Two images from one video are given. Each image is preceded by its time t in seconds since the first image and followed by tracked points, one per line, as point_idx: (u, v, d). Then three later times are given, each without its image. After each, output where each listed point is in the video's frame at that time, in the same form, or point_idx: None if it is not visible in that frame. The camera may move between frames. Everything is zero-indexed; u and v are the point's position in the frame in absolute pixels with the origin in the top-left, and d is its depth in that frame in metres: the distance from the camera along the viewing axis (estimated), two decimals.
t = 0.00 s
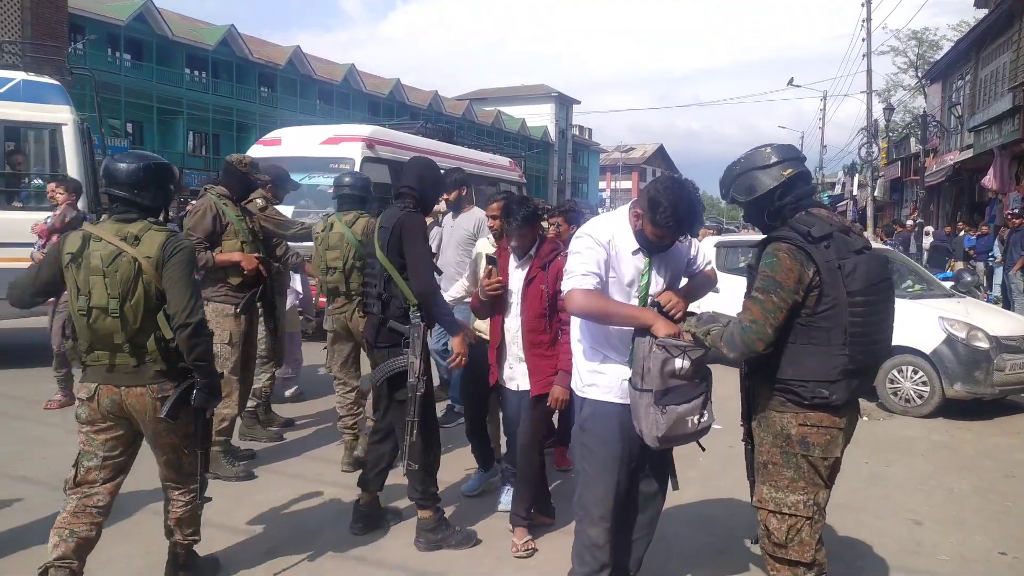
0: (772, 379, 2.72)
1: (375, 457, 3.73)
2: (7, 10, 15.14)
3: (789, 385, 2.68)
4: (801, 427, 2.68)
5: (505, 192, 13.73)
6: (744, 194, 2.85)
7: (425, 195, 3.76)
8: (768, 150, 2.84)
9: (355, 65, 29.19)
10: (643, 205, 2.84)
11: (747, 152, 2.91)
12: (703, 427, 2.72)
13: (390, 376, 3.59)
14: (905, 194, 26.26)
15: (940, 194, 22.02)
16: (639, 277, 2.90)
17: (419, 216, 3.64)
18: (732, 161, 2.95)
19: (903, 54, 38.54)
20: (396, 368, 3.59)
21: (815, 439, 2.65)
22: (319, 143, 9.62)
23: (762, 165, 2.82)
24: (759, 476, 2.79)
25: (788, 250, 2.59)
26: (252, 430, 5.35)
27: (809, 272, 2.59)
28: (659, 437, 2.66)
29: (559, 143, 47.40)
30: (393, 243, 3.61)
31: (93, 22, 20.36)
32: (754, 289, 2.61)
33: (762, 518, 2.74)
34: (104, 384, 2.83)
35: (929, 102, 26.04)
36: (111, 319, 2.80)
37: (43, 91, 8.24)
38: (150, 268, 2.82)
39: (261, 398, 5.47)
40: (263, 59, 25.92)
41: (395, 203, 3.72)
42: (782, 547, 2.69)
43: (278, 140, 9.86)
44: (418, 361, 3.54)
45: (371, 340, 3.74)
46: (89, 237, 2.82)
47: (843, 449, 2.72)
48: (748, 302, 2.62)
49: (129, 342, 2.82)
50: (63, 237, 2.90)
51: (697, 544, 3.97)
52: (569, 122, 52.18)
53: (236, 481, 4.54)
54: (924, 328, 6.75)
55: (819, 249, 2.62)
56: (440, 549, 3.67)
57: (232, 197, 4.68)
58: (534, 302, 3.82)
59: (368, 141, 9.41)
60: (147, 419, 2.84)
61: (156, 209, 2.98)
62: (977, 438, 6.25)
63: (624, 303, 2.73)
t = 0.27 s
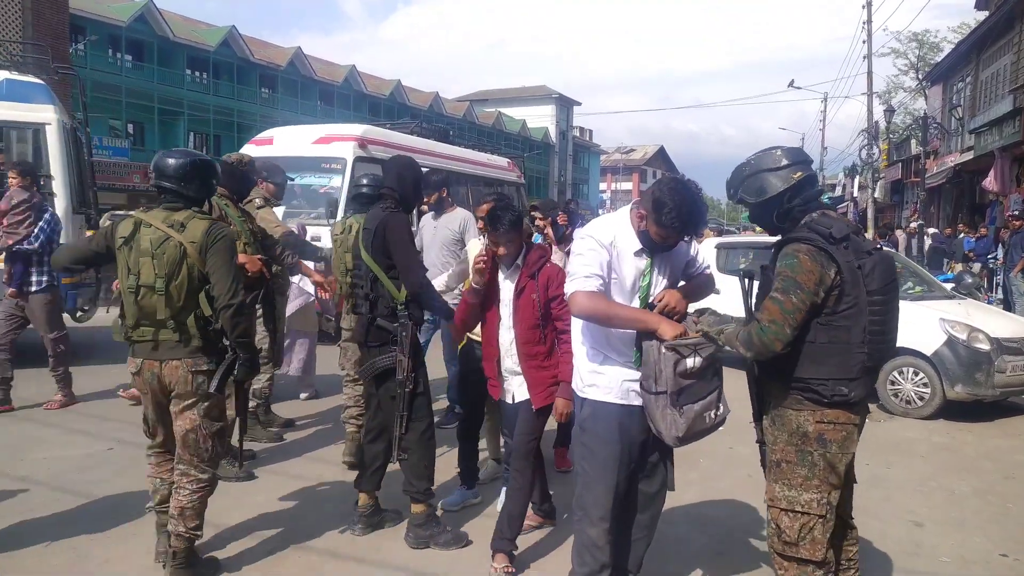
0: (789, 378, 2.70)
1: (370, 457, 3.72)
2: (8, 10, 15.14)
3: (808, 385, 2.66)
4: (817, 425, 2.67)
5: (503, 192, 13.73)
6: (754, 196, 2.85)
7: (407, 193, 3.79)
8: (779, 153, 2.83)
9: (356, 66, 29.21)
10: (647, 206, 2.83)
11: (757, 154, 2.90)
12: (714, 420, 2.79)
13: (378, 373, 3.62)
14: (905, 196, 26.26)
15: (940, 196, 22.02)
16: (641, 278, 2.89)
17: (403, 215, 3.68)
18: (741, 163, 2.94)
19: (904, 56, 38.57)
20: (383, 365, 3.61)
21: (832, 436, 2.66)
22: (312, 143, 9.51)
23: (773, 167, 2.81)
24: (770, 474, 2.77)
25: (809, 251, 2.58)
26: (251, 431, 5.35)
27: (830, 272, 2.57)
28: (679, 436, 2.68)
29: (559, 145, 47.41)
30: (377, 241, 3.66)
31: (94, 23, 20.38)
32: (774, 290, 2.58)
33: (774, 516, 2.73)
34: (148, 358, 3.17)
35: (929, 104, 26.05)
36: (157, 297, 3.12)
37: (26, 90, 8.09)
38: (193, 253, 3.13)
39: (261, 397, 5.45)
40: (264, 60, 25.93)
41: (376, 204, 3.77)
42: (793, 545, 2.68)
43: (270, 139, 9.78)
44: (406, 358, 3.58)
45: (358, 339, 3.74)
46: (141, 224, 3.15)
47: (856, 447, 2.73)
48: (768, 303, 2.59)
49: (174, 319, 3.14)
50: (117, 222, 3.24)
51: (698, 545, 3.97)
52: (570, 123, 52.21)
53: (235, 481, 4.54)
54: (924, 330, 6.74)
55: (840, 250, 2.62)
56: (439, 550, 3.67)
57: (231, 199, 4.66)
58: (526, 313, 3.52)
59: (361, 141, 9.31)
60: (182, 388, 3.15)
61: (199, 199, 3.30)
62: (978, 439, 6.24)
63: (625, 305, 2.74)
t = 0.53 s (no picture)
0: (806, 370, 2.68)
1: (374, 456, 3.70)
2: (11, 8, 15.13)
3: (826, 375, 2.64)
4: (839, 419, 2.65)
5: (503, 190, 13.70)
6: (761, 197, 2.83)
7: (414, 191, 3.81)
8: (786, 155, 2.83)
9: (359, 65, 29.20)
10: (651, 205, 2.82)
11: (764, 157, 2.89)
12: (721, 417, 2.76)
13: (388, 371, 3.63)
14: (909, 195, 26.20)
15: (944, 195, 21.97)
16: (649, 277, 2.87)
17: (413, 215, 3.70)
18: (748, 167, 2.93)
19: (907, 55, 38.49)
20: (395, 363, 3.63)
21: (853, 430, 2.64)
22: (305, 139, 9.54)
23: (780, 169, 2.80)
24: (789, 470, 2.75)
25: (817, 239, 2.56)
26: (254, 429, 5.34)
27: (840, 260, 2.56)
28: (678, 429, 2.66)
29: (562, 144, 47.38)
30: (387, 240, 3.66)
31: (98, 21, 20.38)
32: (776, 267, 2.60)
33: (793, 511, 2.71)
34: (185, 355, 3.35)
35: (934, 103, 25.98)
36: (186, 302, 3.27)
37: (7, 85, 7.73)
38: (215, 258, 3.26)
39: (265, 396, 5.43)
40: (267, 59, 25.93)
41: (387, 204, 3.76)
42: (811, 540, 2.66)
43: (264, 137, 9.67)
44: (416, 357, 3.61)
45: (363, 337, 3.72)
46: (168, 234, 3.31)
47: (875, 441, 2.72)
48: (767, 278, 2.61)
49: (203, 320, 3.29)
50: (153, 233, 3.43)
51: (701, 544, 3.95)
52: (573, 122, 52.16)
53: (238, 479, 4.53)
54: (929, 329, 6.72)
55: (852, 240, 2.63)
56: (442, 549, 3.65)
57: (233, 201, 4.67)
58: (515, 318, 3.14)
59: (356, 138, 9.37)
60: (216, 383, 3.31)
61: (225, 209, 3.43)
62: (982, 439, 6.22)
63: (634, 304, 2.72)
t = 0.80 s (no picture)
0: (808, 364, 2.69)
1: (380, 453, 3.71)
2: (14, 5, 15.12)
3: (826, 367, 2.64)
4: (840, 413, 2.66)
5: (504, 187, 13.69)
6: (750, 201, 2.84)
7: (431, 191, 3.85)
8: (774, 160, 2.83)
9: (361, 62, 29.19)
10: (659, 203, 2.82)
11: (753, 163, 2.90)
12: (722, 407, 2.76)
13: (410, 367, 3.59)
14: (913, 192, 26.15)
15: (948, 193, 21.93)
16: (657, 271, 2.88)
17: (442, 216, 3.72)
18: (738, 174, 2.94)
19: (911, 52, 38.42)
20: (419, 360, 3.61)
21: (854, 424, 2.64)
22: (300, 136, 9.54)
23: (768, 172, 2.81)
24: (790, 465, 2.76)
25: (815, 234, 2.58)
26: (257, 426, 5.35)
27: (837, 254, 2.57)
28: (678, 418, 2.67)
29: (565, 141, 47.32)
30: (415, 238, 3.65)
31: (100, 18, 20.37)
32: (779, 262, 2.59)
33: (793, 506, 2.71)
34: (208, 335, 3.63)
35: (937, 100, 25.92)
36: (206, 284, 3.59)
37: None
38: (232, 243, 3.58)
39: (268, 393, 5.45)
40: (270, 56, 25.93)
41: (411, 203, 3.77)
42: (812, 533, 2.66)
43: (260, 134, 9.73)
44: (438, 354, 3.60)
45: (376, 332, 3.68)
46: (192, 224, 3.63)
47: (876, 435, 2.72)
48: (774, 273, 2.59)
49: (223, 302, 3.60)
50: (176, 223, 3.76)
51: (704, 542, 3.96)
52: (576, 120, 52.12)
53: (241, 476, 4.53)
54: (931, 327, 6.72)
55: (847, 234, 2.64)
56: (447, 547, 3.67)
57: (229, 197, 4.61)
58: (505, 316, 2.82)
59: (351, 134, 9.35)
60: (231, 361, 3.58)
61: (245, 199, 3.75)
62: (984, 437, 6.22)
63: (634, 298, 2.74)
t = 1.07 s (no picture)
0: (802, 363, 2.69)
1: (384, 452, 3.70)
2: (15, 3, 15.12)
3: (819, 366, 2.64)
4: (833, 411, 2.66)
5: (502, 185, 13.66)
6: (743, 202, 2.84)
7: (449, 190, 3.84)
8: (766, 160, 2.84)
9: (362, 61, 29.18)
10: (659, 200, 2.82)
11: (746, 164, 2.90)
12: (723, 410, 2.75)
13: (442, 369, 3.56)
14: (913, 191, 26.14)
15: (948, 192, 21.92)
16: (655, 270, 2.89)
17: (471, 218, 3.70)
18: (731, 176, 2.95)
19: (912, 51, 38.39)
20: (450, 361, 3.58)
21: (848, 422, 2.64)
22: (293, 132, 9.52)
23: (760, 173, 2.81)
24: (785, 463, 2.76)
25: (807, 233, 2.59)
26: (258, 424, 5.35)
27: (829, 253, 2.58)
28: (680, 423, 2.66)
29: (566, 140, 47.30)
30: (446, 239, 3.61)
31: (100, 16, 20.36)
32: (770, 259, 2.58)
33: (789, 504, 2.71)
34: (232, 330, 3.71)
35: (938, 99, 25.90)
36: (240, 284, 3.67)
37: None
38: (268, 248, 3.67)
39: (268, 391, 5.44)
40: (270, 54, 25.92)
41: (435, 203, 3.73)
42: (807, 532, 2.66)
43: (252, 130, 9.74)
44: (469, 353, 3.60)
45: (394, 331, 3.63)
46: (227, 223, 3.69)
47: (871, 433, 2.72)
48: (764, 270, 2.58)
49: (254, 302, 3.69)
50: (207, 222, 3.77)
51: (704, 541, 3.96)
52: (576, 118, 52.10)
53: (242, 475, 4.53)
54: (931, 327, 6.72)
55: (838, 233, 2.64)
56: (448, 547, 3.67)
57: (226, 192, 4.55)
58: (469, 337, 2.35)
59: (342, 131, 9.36)
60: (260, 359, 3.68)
61: (276, 204, 3.83)
62: (984, 436, 6.23)
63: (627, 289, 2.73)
